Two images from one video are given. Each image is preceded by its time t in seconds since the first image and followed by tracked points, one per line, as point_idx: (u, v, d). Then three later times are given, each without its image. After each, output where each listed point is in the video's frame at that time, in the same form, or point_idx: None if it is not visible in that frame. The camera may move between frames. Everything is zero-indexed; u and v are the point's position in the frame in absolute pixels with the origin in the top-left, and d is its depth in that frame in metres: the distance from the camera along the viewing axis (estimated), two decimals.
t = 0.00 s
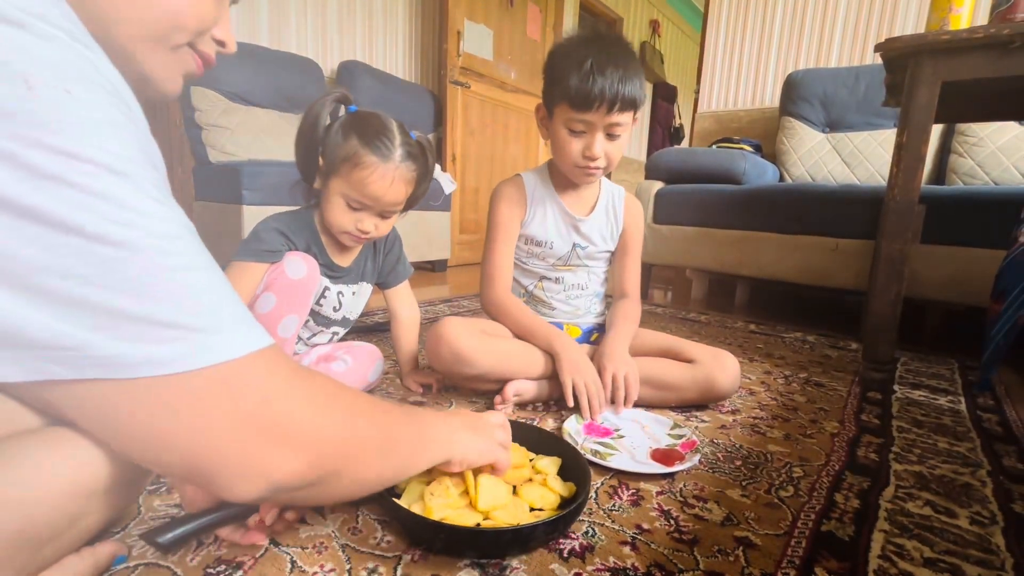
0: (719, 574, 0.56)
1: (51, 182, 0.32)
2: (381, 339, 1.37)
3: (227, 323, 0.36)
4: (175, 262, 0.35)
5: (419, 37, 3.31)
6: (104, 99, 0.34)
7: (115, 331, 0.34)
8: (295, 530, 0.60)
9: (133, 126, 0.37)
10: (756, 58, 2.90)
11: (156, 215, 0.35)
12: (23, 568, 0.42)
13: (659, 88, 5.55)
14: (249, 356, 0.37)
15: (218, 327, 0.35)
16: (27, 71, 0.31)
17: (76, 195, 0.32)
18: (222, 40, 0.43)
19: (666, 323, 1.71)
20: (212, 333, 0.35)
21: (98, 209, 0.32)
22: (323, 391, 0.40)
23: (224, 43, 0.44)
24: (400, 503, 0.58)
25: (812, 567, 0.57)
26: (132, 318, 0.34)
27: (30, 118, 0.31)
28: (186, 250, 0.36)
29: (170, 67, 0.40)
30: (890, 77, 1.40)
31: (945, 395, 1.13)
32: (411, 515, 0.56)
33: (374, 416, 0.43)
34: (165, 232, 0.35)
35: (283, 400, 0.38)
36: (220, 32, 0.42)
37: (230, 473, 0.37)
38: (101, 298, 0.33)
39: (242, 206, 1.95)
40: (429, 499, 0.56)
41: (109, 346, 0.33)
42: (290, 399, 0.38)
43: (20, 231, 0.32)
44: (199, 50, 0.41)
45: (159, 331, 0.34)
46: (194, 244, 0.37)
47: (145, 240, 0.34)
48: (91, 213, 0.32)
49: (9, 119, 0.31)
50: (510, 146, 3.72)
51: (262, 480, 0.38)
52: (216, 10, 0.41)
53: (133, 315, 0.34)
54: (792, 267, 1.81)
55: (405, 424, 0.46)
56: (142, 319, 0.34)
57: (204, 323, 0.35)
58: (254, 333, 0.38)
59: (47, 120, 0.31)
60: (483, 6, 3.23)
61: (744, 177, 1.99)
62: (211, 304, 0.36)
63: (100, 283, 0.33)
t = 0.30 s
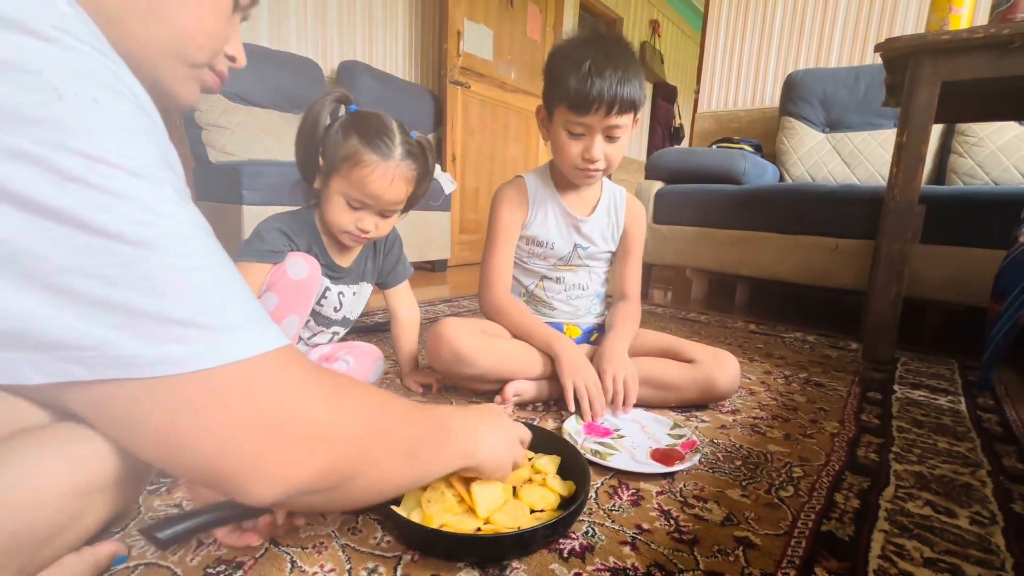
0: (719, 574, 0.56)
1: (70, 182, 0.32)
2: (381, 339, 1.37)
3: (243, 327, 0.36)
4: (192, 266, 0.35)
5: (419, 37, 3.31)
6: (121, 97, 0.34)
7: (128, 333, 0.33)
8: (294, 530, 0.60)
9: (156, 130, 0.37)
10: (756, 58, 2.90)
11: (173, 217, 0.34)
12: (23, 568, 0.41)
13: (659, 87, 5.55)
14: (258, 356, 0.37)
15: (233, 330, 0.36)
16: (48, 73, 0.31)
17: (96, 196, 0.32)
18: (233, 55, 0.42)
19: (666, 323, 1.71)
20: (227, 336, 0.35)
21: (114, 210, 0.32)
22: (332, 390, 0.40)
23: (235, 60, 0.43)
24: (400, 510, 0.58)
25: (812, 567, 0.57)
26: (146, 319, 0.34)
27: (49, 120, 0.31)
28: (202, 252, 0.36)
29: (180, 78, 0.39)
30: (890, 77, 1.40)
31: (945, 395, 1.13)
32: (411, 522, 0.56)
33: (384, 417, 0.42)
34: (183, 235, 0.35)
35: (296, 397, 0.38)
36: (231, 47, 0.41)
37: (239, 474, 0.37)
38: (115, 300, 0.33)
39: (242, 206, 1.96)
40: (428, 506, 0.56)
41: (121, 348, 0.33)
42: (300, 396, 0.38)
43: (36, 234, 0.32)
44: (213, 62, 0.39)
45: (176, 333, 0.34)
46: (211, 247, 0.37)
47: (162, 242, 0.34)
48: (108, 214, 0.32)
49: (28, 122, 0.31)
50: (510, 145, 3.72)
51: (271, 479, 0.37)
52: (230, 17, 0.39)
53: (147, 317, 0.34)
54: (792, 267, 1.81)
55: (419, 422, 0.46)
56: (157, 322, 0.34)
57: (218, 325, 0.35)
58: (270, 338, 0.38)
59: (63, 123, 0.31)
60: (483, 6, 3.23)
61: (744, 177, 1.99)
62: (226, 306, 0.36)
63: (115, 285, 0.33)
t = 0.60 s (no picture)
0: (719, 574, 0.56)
1: (157, 165, 0.29)
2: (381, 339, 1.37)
3: (313, 272, 0.34)
4: (246, 213, 0.32)
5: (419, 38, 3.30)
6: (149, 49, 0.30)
7: (196, 295, 0.31)
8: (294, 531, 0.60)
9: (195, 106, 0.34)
10: (756, 58, 2.90)
11: (225, 166, 0.32)
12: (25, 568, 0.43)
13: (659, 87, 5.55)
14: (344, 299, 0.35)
15: (303, 276, 0.34)
16: (63, 48, 0.28)
17: (138, 157, 0.29)
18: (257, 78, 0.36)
19: (666, 323, 1.72)
20: (297, 282, 0.33)
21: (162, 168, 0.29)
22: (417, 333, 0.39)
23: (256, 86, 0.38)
24: (399, 510, 0.57)
25: (812, 567, 0.57)
26: (213, 279, 0.31)
27: (75, 92, 0.28)
28: (257, 198, 0.33)
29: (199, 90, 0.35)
30: (890, 77, 1.40)
31: (945, 395, 1.13)
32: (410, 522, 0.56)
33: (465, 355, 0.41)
34: (236, 181, 0.32)
35: (383, 337, 0.36)
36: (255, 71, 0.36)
37: (349, 413, 0.36)
38: (178, 265, 0.31)
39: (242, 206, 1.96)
40: (428, 507, 0.55)
41: (192, 316, 0.31)
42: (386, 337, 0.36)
43: (135, 222, 0.29)
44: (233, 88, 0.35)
45: (244, 287, 0.32)
46: (264, 193, 0.34)
47: (219, 193, 0.31)
48: (154, 172, 0.29)
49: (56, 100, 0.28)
50: (510, 146, 3.72)
51: (379, 416, 0.37)
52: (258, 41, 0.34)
53: (212, 275, 0.31)
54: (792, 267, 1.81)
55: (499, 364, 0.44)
56: (224, 279, 0.31)
57: (287, 273, 0.33)
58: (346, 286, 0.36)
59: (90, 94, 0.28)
60: (483, 7, 3.23)
61: (744, 177, 2.00)
62: (286, 251, 0.34)
63: (175, 249, 0.30)
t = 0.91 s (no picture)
0: (719, 574, 0.56)
1: (251, 190, 0.42)
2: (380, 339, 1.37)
3: (367, 248, 0.48)
4: (309, 206, 0.45)
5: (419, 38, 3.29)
6: (229, 99, 0.42)
7: (286, 271, 0.45)
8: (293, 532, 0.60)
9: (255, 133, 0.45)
10: (755, 58, 2.90)
11: (290, 176, 0.44)
12: (31, 569, 0.45)
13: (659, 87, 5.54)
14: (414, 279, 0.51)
15: (362, 252, 0.47)
16: (173, 106, 0.38)
17: (234, 179, 0.41)
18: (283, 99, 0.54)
19: (666, 323, 1.72)
20: (355, 258, 0.47)
21: (253, 185, 0.42)
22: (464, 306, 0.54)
23: (283, 104, 0.56)
24: (398, 510, 0.57)
25: (812, 568, 0.57)
26: (292, 258, 0.44)
27: (191, 138, 0.39)
28: (316, 194, 0.46)
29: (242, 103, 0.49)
30: (890, 78, 1.40)
31: (945, 395, 1.13)
32: (410, 523, 0.56)
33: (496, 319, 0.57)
34: (300, 185, 0.45)
35: (443, 307, 0.52)
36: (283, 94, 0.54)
37: (425, 358, 0.52)
38: (269, 251, 0.44)
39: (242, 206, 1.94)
40: (428, 507, 0.55)
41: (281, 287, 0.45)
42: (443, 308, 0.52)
43: (235, 228, 0.42)
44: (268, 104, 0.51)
45: (319, 263, 0.45)
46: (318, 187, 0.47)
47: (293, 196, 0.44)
48: (247, 187, 0.42)
49: (182, 147, 0.39)
50: (510, 146, 3.72)
51: (445, 361, 0.53)
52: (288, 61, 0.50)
53: (293, 256, 0.44)
54: (793, 267, 1.81)
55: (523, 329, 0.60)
56: (303, 257, 0.45)
57: (350, 251, 0.47)
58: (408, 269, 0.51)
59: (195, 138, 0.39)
60: (483, 7, 3.22)
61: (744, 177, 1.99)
62: (339, 231, 0.47)
63: (266, 240, 0.43)
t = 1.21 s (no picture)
0: (719, 574, 0.56)
1: (270, 202, 0.43)
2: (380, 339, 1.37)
3: (380, 257, 0.49)
4: (326, 217, 0.46)
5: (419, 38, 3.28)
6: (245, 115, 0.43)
7: (303, 279, 0.46)
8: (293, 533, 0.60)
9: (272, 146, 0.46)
10: (755, 58, 2.90)
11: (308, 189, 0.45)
12: (34, 570, 0.45)
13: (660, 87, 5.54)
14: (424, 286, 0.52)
15: (375, 262, 0.49)
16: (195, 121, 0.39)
17: (254, 190, 0.42)
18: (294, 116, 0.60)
19: (666, 323, 1.72)
20: (368, 268, 0.48)
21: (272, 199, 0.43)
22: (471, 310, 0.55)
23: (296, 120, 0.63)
24: (399, 510, 0.57)
25: (812, 568, 0.57)
26: (312, 267, 0.45)
27: (214, 151, 0.40)
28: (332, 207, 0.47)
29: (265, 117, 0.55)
30: (890, 78, 1.40)
31: (945, 395, 1.13)
32: (410, 522, 0.56)
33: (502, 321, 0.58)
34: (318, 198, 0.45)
35: (455, 312, 0.53)
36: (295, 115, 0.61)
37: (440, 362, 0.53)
38: (289, 260, 0.45)
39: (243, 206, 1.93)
40: (428, 507, 0.55)
41: (297, 294, 0.46)
42: (451, 316, 0.53)
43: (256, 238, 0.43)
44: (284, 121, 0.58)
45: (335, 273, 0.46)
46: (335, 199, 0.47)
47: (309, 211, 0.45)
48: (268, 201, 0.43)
49: (204, 160, 0.40)
50: (510, 146, 3.72)
51: (460, 365, 0.54)
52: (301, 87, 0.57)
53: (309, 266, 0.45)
54: (793, 267, 1.81)
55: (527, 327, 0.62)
56: (320, 267, 0.46)
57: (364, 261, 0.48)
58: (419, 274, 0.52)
59: (218, 153, 0.40)
60: (483, 6, 3.22)
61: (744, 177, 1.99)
62: (356, 242, 0.48)
63: (287, 249, 0.44)
